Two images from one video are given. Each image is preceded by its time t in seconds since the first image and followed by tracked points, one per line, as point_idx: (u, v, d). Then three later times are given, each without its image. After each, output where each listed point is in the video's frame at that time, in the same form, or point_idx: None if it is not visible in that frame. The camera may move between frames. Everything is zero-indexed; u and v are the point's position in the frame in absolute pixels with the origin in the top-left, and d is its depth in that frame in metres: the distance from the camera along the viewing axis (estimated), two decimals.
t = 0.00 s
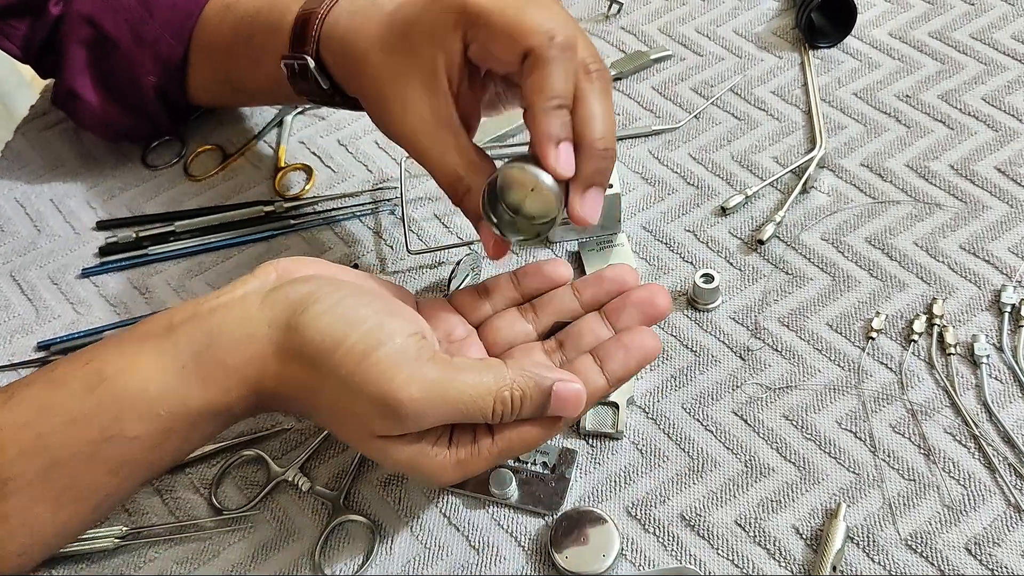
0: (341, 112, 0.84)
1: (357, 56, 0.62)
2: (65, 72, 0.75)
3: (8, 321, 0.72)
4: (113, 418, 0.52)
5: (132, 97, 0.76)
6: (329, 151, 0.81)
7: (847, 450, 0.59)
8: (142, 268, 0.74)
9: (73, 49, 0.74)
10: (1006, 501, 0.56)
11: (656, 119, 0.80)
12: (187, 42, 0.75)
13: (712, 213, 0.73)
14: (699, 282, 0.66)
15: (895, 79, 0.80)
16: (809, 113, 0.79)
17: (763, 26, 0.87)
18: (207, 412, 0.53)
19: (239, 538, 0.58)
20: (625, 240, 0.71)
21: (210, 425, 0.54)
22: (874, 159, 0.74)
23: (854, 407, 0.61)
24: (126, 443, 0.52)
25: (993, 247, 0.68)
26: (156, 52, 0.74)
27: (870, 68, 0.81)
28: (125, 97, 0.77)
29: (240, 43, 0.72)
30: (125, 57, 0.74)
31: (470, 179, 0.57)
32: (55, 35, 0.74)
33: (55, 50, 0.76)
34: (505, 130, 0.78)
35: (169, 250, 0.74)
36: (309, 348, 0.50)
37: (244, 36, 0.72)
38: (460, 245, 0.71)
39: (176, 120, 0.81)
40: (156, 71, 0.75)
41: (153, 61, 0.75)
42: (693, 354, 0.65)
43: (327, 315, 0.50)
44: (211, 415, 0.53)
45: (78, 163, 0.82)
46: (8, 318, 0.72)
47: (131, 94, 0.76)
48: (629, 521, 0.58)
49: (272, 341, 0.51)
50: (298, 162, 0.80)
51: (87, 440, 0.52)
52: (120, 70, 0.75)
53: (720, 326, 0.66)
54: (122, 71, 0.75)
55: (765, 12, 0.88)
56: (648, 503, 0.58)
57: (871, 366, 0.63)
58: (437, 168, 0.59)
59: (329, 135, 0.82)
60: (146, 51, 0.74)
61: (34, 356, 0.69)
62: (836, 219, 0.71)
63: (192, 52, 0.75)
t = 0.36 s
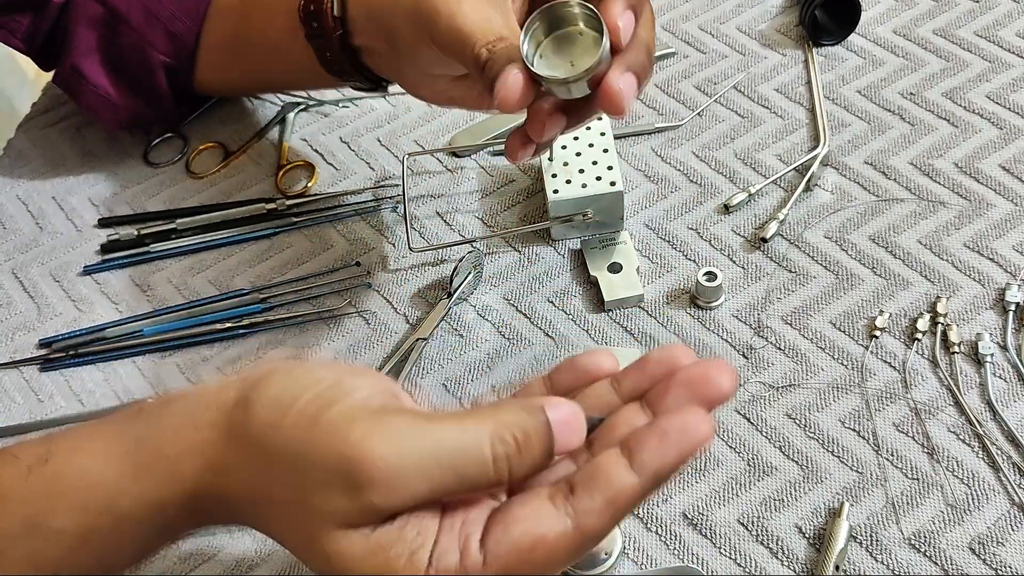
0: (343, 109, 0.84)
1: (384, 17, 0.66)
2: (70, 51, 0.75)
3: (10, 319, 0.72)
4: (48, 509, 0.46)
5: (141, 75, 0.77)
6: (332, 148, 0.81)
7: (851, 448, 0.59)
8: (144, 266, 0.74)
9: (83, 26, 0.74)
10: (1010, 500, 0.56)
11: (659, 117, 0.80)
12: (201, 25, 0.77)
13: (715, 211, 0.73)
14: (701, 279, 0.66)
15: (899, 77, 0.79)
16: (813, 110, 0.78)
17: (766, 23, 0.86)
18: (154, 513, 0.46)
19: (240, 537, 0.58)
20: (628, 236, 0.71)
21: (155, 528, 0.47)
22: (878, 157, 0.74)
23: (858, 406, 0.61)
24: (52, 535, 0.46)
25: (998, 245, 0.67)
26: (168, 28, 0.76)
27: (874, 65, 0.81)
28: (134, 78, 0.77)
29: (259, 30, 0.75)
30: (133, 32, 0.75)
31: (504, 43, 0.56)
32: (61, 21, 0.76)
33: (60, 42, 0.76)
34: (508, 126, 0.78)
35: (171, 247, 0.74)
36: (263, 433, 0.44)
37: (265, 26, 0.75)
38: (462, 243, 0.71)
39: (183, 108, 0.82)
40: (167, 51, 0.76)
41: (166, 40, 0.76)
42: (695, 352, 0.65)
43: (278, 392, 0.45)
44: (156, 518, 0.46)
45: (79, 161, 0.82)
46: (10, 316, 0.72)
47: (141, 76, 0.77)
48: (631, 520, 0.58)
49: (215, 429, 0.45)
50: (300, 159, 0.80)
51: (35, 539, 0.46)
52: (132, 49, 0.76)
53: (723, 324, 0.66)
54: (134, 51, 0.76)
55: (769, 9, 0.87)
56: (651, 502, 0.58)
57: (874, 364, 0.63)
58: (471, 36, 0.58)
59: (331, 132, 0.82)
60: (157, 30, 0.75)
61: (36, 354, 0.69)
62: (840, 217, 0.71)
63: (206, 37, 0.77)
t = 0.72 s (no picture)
0: (348, 106, 0.84)
1: (407, 7, 0.65)
2: (79, 47, 0.74)
3: (16, 315, 0.72)
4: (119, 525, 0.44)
5: (149, 72, 0.77)
6: (337, 145, 0.81)
7: (857, 445, 0.59)
8: (150, 262, 0.74)
9: (90, 22, 0.74)
10: (1016, 497, 0.56)
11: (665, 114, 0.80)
12: (212, 21, 0.76)
13: (721, 208, 0.73)
14: (707, 276, 0.66)
15: (906, 74, 0.79)
16: (819, 107, 0.78)
17: (772, 20, 0.86)
18: (220, 495, 0.43)
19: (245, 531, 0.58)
20: (635, 232, 0.71)
21: (219, 523, 0.42)
22: (884, 153, 0.74)
23: (864, 403, 0.61)
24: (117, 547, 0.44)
25: (1004, 243, 0.67)
26: (178, 27, 0.75)
27: (880, 62, 0.81)
28: (142, 76, 0.77)
29: (268, 27, 0.75)
30: (144, 30, 0.75)
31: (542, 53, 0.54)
32: (68, 17, 0.75)
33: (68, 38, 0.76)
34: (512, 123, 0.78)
35: (178, 243, 0.74)
36: (315, 393, 0.44)
37: (278, 19, 0.75)
38: (467, 240, 0.71)
39: (187, 104, 0.82)
40: (177, 50, 0.76)
41: (175, 37, 0.76)
42: (701, 348, 0.65)
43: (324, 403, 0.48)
44: (222, 503, 0.43)
45: (85, 157, 0.82)
46: (16, 312, 0.72)
47: (148, 73, 0.77)
48: (637, 516, 0.58)
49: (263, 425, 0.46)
50: (306, 156, 0.80)
51: (103, 540, 0.44)
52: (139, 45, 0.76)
53: (728, 321, 0.66)
54: (143, 48, 0.76)
55: (775, 6, 0.87)
56: (657, 499, 0.58)
57: (880, 361, 0.62)
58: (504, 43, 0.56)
59: (337, 129, 0.82)
60: (167, 27, 0.75)
61: (42, 350, 0.69)
62: (846, 214, 0.71)
63: (216, 31, 0.77)
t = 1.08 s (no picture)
0: (351, 103, 0.84)
1: (397, 5, 0.65)
2: (79, 41, 0.75)
3: (20, 310, 0.72)
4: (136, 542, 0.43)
5: (151, 67, 0.77)
6: (341, 142, 0.81)
7: (859, 442, 0.59)
8: (153, 258, 0.74)
9: (88, 16, 0.74)
10: (1020, 494, 0.56)
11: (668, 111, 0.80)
12: (206, 17, 0.77)
13: (724, 205, 0.73)
14: (711, 272, 0.66)
15: (909, 72, 0.79)
16: (822, 105, 0.78)
17: (776, 18, 0.86)
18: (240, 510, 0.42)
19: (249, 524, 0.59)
20: (639, 229, 0.71)
21: (235, 535, 0.42)
22: (887, 151, 0.74)
23: (866, 400, 0.61)
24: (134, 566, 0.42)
25: (1008, 241, 0.67)
26: (174, 23, 0.76)
27: (884, 60, 0.81)
28: (143, 71, 0.77)
29: (260, 26, 0.75)
30: (142, 25, 0.75)
31: (532, 50, 0.53)
32: (69, 11, 0.75)
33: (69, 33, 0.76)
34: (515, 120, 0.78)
35: (181, 239, 0.74)
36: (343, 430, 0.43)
37: (269, 16, 0.75)
38: (470, 236, 0.71)
39: (189, 99, 0.82)
40: (173, 45, 0.77)
41: (172, 32, 0.76)
42: (704, 345, 0.65)
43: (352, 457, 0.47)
44: (239, 522, 0.42)
45: (89, 153, 0.83)
46: (20, 307, 0.72)
47: (149, 68, 0.77)
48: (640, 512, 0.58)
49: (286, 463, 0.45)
50: (309, 152, 0.80)
51: (118, 549, 0.43)
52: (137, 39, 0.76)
53: (731, 318, 0.66)
54: (139, 43, 0.76)
55: (778, 4, 0.87)
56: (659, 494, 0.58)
57: (883, 359, 0.63)
58: (492, 41, 0.56)
59: (340, 125, 0.82)
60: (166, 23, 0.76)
61: (46, 344, 0.69)
62: (849, 212, 0.71)
63: (210, 26, 0.77)
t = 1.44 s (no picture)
0: (356, 101, 0.84)
1: None
2: (84, 33, 0.75)
3: (26, 306, 0.72)
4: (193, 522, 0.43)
5: (157, 62, 0.77)
6: (346, 140, 0.81)
7: (864, 441, 0.59)
8: (159, 255, 0.74)
9: (95, 8, 0.74)
10: None
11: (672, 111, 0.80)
12: (213, 10, 0.77)
13: (728, 204, 0.73)
14: (716, 270, 0.66)
15: (914, 71, 0.79)
16: (826, 104, 0.78)
17: (780, 17, 0.86)
18: (293, 483, 0.44)
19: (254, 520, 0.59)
20: (643, 228, 0.71)
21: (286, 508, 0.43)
22: (892, 151, 0.74)
23: (871, 398, 0.61)
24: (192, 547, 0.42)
25: (1012, 240, 0.67)
26: (180, 14, 0.76)
27: (888, 60, 0.81)
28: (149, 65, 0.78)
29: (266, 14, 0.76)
30: (149, 18, 0.75)
31: (542, 19, 0.54)
32: (75, 6, 0.75)
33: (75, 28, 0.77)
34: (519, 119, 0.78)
35: (187, 236, 0.74)
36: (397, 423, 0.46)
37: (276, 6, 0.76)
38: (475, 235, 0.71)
39: (194, 94, 0.82)
40: (179, 38, 0.77)
41: (178, 25, 0.76)
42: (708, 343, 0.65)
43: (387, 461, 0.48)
44: (287, 500, 0.43)
45: (95, 151, 0.83)
46: (26, 304, 0.72)
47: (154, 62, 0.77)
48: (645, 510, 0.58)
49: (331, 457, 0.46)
50: (315, 150, 0.81)
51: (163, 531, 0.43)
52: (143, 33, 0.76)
53: (736, 317, 0.66)
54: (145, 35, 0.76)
55: (783, 3, 0.87)
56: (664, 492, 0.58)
57: (887, 358, 0.63)
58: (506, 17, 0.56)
59: (345, 124, 0.82)
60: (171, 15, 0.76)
61: (52, 341, 0.70)
62: (853, 212, 0.71)
63: (218, 19, 0.77)
